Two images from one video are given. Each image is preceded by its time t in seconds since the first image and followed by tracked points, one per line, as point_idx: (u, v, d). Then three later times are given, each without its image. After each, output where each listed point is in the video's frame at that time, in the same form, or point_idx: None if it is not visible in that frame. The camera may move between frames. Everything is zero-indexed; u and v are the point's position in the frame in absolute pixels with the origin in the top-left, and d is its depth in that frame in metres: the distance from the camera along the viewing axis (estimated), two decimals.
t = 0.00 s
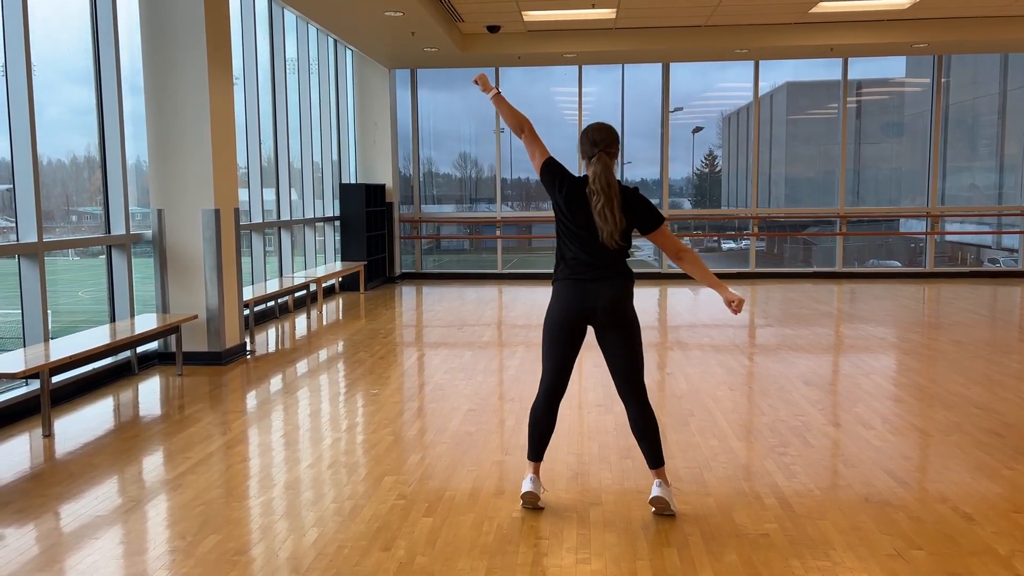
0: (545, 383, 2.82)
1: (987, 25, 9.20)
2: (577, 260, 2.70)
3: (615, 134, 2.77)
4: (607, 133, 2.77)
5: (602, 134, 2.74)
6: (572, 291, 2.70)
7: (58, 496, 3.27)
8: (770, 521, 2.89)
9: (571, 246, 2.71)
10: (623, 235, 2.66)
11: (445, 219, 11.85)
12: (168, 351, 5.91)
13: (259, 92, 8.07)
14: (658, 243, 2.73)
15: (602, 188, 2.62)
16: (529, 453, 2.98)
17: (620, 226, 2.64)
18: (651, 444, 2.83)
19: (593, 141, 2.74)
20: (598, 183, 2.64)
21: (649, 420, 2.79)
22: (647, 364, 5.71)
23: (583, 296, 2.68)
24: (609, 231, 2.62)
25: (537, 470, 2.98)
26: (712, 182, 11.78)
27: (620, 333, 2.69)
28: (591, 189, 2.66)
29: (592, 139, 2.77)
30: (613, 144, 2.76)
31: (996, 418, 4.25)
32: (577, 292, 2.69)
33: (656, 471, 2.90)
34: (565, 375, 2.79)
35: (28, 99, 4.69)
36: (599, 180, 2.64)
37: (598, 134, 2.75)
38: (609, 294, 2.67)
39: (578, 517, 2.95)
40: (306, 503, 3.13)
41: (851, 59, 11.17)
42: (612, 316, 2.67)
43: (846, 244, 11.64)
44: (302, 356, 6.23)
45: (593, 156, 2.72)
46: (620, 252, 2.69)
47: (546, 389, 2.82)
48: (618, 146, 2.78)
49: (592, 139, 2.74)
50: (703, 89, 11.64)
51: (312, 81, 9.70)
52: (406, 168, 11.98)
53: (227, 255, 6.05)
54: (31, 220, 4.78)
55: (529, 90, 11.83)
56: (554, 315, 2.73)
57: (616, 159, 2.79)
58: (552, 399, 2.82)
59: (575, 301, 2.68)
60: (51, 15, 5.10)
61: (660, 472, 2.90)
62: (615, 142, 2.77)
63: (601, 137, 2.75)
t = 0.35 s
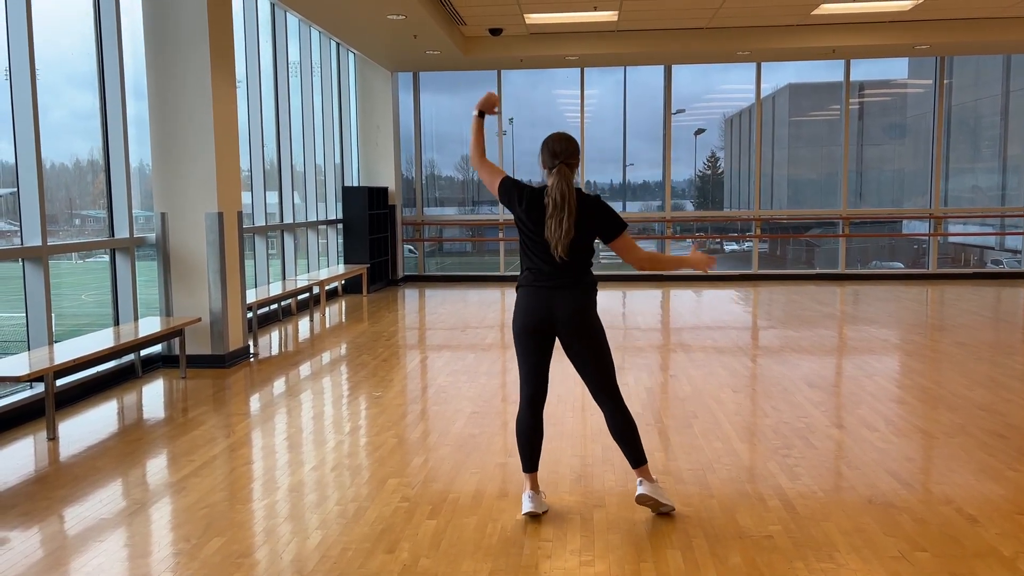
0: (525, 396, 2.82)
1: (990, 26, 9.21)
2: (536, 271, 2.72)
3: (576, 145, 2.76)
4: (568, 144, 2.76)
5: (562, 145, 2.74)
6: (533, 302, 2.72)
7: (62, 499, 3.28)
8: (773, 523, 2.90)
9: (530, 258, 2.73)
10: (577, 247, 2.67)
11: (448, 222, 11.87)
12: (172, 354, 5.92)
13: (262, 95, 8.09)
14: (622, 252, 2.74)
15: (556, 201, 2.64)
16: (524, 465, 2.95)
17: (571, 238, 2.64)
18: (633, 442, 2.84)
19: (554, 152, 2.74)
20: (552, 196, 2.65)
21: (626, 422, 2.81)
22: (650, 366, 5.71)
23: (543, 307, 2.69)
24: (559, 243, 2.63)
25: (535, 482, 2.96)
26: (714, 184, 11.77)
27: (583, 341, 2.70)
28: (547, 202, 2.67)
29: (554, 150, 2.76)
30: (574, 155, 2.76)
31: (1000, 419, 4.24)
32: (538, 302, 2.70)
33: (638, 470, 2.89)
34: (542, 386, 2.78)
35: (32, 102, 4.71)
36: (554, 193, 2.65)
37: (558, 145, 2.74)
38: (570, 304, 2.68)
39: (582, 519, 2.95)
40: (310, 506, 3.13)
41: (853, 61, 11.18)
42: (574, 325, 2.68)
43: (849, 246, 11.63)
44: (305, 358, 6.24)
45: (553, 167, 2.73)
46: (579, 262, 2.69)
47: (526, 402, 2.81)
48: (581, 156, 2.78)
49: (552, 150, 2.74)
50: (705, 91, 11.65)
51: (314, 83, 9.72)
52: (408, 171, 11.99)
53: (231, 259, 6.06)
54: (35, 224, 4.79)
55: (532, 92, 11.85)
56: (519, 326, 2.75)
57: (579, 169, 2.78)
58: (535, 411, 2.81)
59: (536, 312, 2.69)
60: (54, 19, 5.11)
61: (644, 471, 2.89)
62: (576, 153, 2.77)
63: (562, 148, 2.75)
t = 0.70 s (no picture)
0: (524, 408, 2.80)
1: (993, 28, 9.20)
2: (526, 288, 2.72)
3: (563, 163, 2.79)
4: (555, 162, 2.80)
5: (550, 163, 2.77)
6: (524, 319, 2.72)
7: (68, 503, 3.29)
8: (778, 526, 2.89)
9: (519, 276, 2.74)
10: (567, 263, 2.70)
11: (451, 225, 11.88)
12: (177, 358, 5.94)
13: (266, 99, 8.12)
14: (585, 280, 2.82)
15: (547, 217, 2.67)
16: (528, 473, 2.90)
17: (561, 253, 2.67)
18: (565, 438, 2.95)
19: (541, 169, 2.76)
20: (541, 212, 2.68)
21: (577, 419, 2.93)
22: (654, 369, 5.71)
23: (536, 324, 2.69)
24: (550, 258, 2.65)
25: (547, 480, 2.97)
26: (718, 186, 11.78)
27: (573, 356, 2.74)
28: (535, 219, 2.69)
29: (540, 168, 2.79)
30: (561, 172, 2.79)
31: (1005, 421, 4.23)
32: (529, 318, 2.70)
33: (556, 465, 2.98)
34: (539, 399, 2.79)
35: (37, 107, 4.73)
36: (543, 209, 2.68)
37: (546, 163, 2.77)
38: (562, 321, 2.70)
39: (586, 522, 2.95)
40: (315, 509, 3.14)
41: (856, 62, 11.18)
42: (565, 340, 2.71)
43: (853, 248, 11.60)
44: (309, 362, 6.25)
45: (541, 184, 2.75)
46: (569, 279, 2.73)
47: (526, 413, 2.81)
48: (566, 173, 2.81)
49: (539, 167, 2.77)
50: (709, 93, 11.66)
51: (319, 87, 9.75)
52: (412, 174, 12.00)
53: (236, 262, 6.09)
54: (41, 228, 4.82)
55: (535, 95, 11.86)
56: (511, 343, 2.74)
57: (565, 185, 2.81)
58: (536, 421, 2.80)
59: (528, 329, 2.70)
60: (59, 24, 5.14)
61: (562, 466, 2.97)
62: (562, 171, 2.80)
63: (549, 165, 2.77)
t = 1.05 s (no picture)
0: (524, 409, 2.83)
1: (995, 28, 9.20)
2: (523, 306, 2.72)
3: (560, 179, 2.79)
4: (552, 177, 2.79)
5: (547, 178, 2.76)
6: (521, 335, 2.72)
7: (72, 506, 3.30)
8: (781, 528, 2.89)
9: (516, 292, 2.73)
10: (564, 280, 2.70)
11: (454, 227, 11.88)
12: (180, 361, 5.95)
13: (269, 102, 8.14)
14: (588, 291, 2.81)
15: (544, 234, 2.66)
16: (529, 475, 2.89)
17: (558, 270, 2.67)
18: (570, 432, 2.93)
19: (539, 185, 2.76)
20: (539, 229, 2.67)
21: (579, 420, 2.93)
22: (657, 371, 5.70)
23: (533, 340, 2.69)
24: (548, 276, 2.66)
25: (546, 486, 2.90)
26: (721, 188, 11.78)
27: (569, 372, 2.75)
28: (533, 236, 2.69)
29: (537, 184, 2.79)
30: (558, 188, 2.78)
31: (1009, 423, 4.22)
32: (526, 335, 2.70)
33: (554, 465, 2.91)
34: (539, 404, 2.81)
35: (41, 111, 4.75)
36: (540, 226, 2.67)
37: (543, 178, 2.77)
38: (559, 337, 2.70)
39: (589, 524, 2.95)
40: (317, 512, 3.14)
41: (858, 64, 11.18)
42: (562, 357, 2.71)
43: (856, 249, 11.58)
44: (312, 364, 6.26)
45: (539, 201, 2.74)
46: (566, 295, 2.72)
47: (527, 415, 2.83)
48: (565, 188, 2.80)
49: (537, 183, 2.76)
50: (711, 95, 11.66)
51: (321, 90, 9.78)
52: (415, 176, 12.03)
53: (238, 265, 6.10)
54: (44, 232, 4.83)
55: (538, 97, 11.86)
56: (508, 359, 2.74)
57: (562, 201, 2.81)
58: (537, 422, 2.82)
59: (526, 347, 2.69)
60: (62, 28, 5.16)
61: (560, 466, 2.91)
62: (560, 186, 2.80)
63: (546, 181, 2.77)
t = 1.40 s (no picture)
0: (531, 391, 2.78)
1: (998, 27, 9.18)
2: (525, 265, 2.75)
3: (563, 135, 2.78)
4: (554, 133, 2.78)
5: (548, 135, 2.76)
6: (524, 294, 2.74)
7: (76, 508, 3.30)
8: (784, 528, 2.88)
9: (518, 250, 2.77)
10: (563, 235, 2.70)
11: (456, 228, 11.89)
12: (183, 362, 5.96)
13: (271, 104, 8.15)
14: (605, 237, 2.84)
15: (541, 189, 2.67)
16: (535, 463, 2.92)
17: (555, 225, 2.67)
18: (576, 423, 2.91)
19: (540, 142, 2.76)
20: (536, 185, 2.68)
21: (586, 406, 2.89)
22: (660, 371, 5.69)
23: (534, 299, 2.71)
24: (543, 231, 2.67)
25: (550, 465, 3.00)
26: (723, 188, 11.75)
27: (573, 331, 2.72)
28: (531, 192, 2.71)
29: (540, 141, 2.79)
30: (560, 144, 2.77)
31: (1012, 423, 4.21)
32: (528, 294, 2.72)
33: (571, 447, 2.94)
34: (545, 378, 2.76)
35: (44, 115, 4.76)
36: (537, 181, 2.68)
37: (545, 135, 2.76)
38: (560, 295, 2.70)
39: (592, 525, 2.95)
40: (320, 513, 3.15)
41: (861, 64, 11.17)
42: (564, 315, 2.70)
43: (859, 249, 11.57)
44: (315, 366, 6.27)
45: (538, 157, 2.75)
46: (568, 252, 2.73)
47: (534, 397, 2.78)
48: (567, 145, 2.79)
49: (538, 140, 2.77)
50: (713, 95, 11.64)
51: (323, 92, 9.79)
52: (417, 178, 12.04)
53: (241, 267, 6.11)
54: (47, 234, 4.84)
55: (539, 98, 11.85)
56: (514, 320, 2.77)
57: (566, 158, 2.80)
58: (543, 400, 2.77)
59: (528, 305, 2.71)
60: (64, 31, 5.17)
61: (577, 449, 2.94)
62: (563, 143, 2.78)
63: (547, 138, 2.76)
